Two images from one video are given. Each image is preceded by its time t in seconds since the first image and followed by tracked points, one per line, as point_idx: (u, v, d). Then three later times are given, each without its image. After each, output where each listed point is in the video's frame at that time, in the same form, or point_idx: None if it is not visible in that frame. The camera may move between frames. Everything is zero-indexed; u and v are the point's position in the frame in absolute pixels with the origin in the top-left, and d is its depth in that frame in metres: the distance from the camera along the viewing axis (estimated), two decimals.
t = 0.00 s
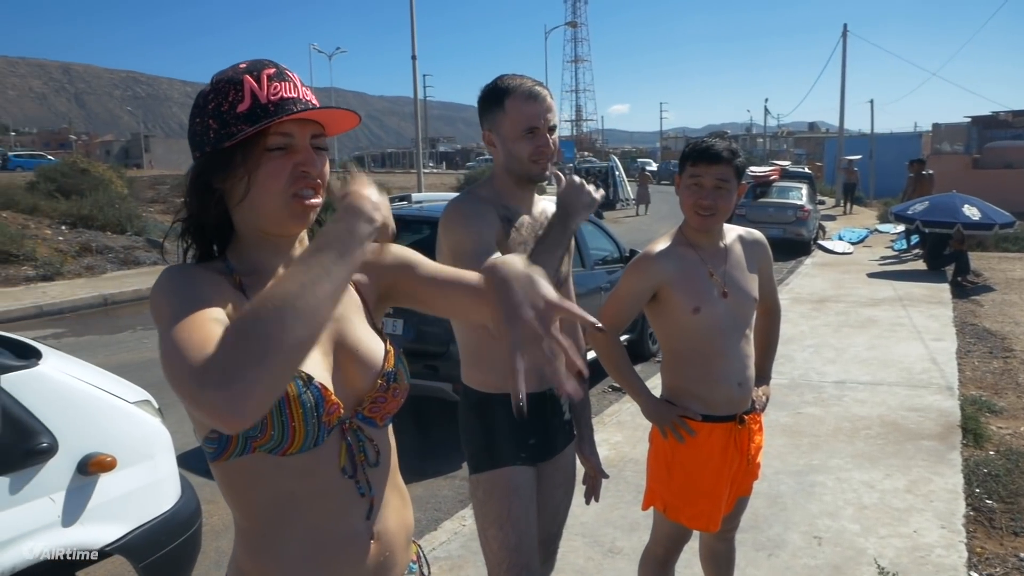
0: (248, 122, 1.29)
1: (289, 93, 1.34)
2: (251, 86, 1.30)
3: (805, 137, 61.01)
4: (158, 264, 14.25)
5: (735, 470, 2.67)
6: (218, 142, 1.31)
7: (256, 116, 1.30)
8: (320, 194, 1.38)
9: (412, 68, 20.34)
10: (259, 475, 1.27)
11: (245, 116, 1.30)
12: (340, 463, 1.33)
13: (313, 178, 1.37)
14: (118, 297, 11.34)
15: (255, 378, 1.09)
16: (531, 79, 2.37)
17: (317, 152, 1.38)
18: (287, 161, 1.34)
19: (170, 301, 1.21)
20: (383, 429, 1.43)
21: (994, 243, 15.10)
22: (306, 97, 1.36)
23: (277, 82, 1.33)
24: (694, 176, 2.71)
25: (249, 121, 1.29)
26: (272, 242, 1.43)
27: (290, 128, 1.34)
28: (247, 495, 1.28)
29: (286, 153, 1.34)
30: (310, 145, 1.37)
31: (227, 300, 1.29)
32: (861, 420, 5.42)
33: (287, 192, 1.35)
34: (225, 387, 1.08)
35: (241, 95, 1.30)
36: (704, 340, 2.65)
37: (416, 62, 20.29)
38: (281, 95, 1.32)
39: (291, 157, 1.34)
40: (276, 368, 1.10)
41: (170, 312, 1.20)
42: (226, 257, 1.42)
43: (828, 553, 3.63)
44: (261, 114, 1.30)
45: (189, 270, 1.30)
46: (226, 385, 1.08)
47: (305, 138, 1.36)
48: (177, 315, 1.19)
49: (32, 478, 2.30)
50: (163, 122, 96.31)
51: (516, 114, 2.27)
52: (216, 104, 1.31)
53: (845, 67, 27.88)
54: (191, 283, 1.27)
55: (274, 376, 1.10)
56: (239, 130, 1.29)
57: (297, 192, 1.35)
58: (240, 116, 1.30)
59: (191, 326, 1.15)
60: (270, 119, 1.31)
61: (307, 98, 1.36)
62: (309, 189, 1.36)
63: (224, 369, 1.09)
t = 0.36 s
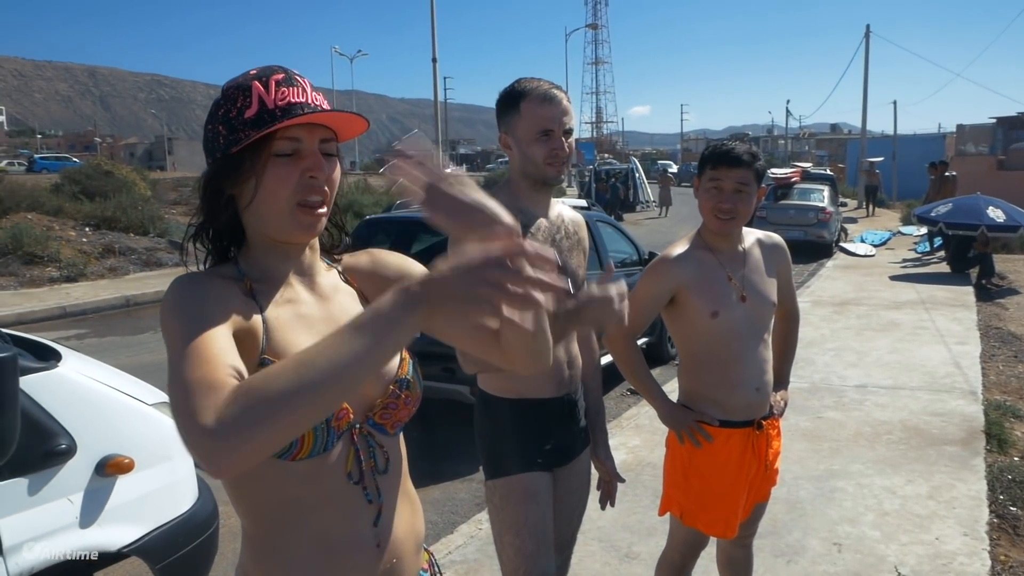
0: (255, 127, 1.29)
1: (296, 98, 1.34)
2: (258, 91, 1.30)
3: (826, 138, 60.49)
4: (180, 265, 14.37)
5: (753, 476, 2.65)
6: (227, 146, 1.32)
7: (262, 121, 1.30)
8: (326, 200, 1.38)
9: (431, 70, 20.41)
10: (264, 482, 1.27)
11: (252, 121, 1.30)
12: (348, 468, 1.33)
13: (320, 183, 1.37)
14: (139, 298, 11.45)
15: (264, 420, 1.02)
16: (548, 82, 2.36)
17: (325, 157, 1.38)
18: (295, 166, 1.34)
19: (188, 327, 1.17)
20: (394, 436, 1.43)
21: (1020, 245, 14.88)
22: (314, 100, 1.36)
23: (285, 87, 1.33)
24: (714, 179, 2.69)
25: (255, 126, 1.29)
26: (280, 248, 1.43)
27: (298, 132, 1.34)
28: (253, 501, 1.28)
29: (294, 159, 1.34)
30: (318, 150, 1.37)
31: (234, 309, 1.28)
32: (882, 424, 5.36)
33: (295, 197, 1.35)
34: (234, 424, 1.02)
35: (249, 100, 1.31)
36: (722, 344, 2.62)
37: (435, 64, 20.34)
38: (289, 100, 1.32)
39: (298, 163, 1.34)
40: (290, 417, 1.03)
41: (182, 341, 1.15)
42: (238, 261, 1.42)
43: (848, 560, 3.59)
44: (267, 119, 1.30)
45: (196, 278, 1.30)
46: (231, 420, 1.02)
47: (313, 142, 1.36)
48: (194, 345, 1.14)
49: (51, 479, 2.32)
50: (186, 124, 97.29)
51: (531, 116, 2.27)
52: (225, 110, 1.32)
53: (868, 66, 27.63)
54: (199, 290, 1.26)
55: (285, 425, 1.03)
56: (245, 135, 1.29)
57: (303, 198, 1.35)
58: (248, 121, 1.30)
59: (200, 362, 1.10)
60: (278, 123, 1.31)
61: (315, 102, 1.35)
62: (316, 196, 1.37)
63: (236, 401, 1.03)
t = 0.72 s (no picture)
0: (279, 130, 1.31)
1: (321, 105, 1.36)
2: (284, 95, 1.32)
3: (847, 140, 60.02)
4: (199, 268, 14.48)
5: (770, 482, 2.63)
6: (248, 148, 1.33)
7: (287, 125, 1.31)
8: (342, 207, 1.40)
9: (449, 72, 20.44)
10: (271, 487, 1.29)
11: (276, 125, 1.31)
12: (355, 475, 1.34)
13: (339, 189, 1.38)
14: (159, 300, 11.55)
15: (261, 405, 1.07)
16: (564, 84, 2.37)
17: (345, 164, 1.40)
18: (316, 172, 1.36)
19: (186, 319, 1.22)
20: (401, 441, 1.43)
21: None
22: (337, 109, 1.38)
23: (310, 94, 1.35)
24: (732, 182, 2.68)
25: (279, 130, 1.31)
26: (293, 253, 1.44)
27: (320, 139, 1.36)
28: (264, 506, 1.31)
29: (315, 163, 1.35)
30: (338, 157, 1.39)
31: (240, 315, 1.29)
32: (903, 429, 5.30)
33: (312, 202, 1.36)
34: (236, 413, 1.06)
35: (274, 104, 1.32)
36: (740, 349, 2.61)
37: (453, 68, 20.34)
38: (313, 107, 1.34)
39: (319, 168, 1.36)
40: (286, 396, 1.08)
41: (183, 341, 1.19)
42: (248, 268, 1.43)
43: (867, 566, 3.55)
44: (293, 123, 1.32)
45: (206, 283, 1.31)
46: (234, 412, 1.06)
47: (334, 149, 1.37)
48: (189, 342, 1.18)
49: (71, 481, 2.35)
50: (206, 128, 98.18)
51: (545, 120, 2.27)
52: (248, 112, 1.33)
53: (890, 67, 27.35)
54: (208, 297, 1.27)
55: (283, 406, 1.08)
56: (269, 138, 1.30)
57: (321, 203, 1.37)
58: (272, 125, 1.31)
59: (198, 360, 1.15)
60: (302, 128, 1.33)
61: (338, 111, 1.37)
62: (333, 203, 1.38)
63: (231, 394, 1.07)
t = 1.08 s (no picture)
0: (293, 138, 1.32)
1: (337, 113, 1.36)
2: (300, 101, 1.32)
3: (874, 132, 59.28)
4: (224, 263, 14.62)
5: (793, 477, 2.62)
6: (263, 150, 1.34)
7: (301, 133, 1.32)
8: (354, 213, 1.42)
9: (471, 67, 20.45)
10: (290, 481, 1.31)
11: (290, 131, 1.32)
12: (372, 468, 1.35)
13: (350, 198, 1.40)
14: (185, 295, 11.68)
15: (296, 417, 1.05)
16: (583, 77, 2.36)
17: (358, 173, 1.40)
18: (327, 179, 1.37)
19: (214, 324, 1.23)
20: (418, 435, 1.44)
21: None
22: (354, 117, 1.38)
23: (327, 100, 1.35)
24: (758, 174, 2.66)
25: (293, 138, 1.32)
26: (306, 252, 1.46)
27: (334, 150, 1.36)
28: (282, 500, 1.33)
29: (327, 171, 1.37)
30: (351, 165, 1.39)
31: (256, 312, 1.31)
32: (930, 425, 5.24)
33: (323, 209, 1.39)
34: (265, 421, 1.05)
35: (289, 109, 1.32)
36: (763, 344, 2.59)
37: (476, 63, 20.35)
38: (329, 115, 1.34)
39: (331, 176, 1.37)
40: (319, 409, 1.05)
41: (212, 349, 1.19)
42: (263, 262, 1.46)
43: (891, 563, 3.52)
44: (306, 131, 1.32)
45: (222, 282, 1.33)
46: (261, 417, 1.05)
47: (347, 159, 1.38)
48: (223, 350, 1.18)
49: (99, 472, 2.39)
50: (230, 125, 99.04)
51: (558, 113, 2.28)
52: (263, 114, 1.33)
53: (918, 58, 26.97)
54: (224, 297, 1.29)
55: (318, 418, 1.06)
56: (283, 145, 1.32)
57: (333, 209, 1.40)
58: (286, 131, 1.32)
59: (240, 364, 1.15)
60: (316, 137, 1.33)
61: (354, 120, 1.37)
62: (344, 211, 1.41)
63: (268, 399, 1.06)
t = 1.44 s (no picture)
0: (319, 117, 1.32)
1: (362, 90, 1.35)
2: (324, 81, 1.32)
3: (911, 112, 58.04)
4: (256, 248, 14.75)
5: (825, 463, 2.58)
6: (289, 132, 1.34)
7: (326, 112, 1.32)
8: (382, 192, 1.41)
9: (501, 49, 20.36)
10: (319, 462, 1.32)
11: (316, 111, 1.32)
12: (402, 450, 1.35)
13: (378, 176, 1.39)
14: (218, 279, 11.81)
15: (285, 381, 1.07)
16: (611, 56, 2.32)
17: (385, 151, 1.40)
18: (355, 159, 1.37)
19: (227, 292, 1.25)
20: (447, 418, 1.44)
21: None
22: (378, 94, 1.37)
23: (351, 78, 1.35)
24: (793, 155, 2.61)
25: (319, 116, 1.32)
26: (335, 235, 1.45)
27: (359, 125, 1.36)
28: (311, 479, 1.33)
29: (354, 151, 1.37)
30: (377, 143, 1.39)
31: (280, 297, 1.31)
32: (966, 410, 5.15)
33: (352, 190, 1.38)
34: (258, 386, 1.06)
35: (314, 90, 1.32)
36: (794, 329, 2.56)
37: (507, 45, 20.25)
38: (354, 92, 1.34)
39: (358, 156, 1.37)
40: (308, 373, 1.07)
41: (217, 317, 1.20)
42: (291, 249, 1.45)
43: (925, 549, 3.47)
44: (332, 110, 1.32)
45: (249, 263, 1.34)
46: (256, 382, 1.06)
47: (373, 135, 1.38)
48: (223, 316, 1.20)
49: (133, 455, 2.43)
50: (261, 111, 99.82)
51: (580, 94, 2.25)
52: (289, 97, 1.34)
53: (958, 35, 26.29)
54: (251, 279, 1.30)
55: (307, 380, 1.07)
56: (309, 124, 1.31)
57: (361, 189, 1.38)
58: (312, 110, 1.32)
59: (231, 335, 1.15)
60: (341, 116, 1.33)
61: (379, 96, 1.37)
62: (372, 190, 1.40)
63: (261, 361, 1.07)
